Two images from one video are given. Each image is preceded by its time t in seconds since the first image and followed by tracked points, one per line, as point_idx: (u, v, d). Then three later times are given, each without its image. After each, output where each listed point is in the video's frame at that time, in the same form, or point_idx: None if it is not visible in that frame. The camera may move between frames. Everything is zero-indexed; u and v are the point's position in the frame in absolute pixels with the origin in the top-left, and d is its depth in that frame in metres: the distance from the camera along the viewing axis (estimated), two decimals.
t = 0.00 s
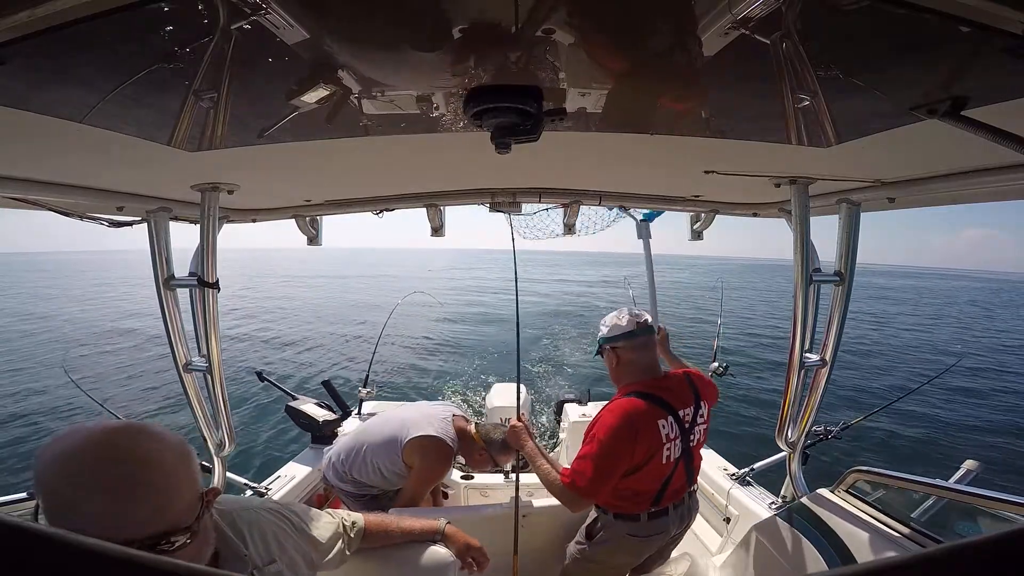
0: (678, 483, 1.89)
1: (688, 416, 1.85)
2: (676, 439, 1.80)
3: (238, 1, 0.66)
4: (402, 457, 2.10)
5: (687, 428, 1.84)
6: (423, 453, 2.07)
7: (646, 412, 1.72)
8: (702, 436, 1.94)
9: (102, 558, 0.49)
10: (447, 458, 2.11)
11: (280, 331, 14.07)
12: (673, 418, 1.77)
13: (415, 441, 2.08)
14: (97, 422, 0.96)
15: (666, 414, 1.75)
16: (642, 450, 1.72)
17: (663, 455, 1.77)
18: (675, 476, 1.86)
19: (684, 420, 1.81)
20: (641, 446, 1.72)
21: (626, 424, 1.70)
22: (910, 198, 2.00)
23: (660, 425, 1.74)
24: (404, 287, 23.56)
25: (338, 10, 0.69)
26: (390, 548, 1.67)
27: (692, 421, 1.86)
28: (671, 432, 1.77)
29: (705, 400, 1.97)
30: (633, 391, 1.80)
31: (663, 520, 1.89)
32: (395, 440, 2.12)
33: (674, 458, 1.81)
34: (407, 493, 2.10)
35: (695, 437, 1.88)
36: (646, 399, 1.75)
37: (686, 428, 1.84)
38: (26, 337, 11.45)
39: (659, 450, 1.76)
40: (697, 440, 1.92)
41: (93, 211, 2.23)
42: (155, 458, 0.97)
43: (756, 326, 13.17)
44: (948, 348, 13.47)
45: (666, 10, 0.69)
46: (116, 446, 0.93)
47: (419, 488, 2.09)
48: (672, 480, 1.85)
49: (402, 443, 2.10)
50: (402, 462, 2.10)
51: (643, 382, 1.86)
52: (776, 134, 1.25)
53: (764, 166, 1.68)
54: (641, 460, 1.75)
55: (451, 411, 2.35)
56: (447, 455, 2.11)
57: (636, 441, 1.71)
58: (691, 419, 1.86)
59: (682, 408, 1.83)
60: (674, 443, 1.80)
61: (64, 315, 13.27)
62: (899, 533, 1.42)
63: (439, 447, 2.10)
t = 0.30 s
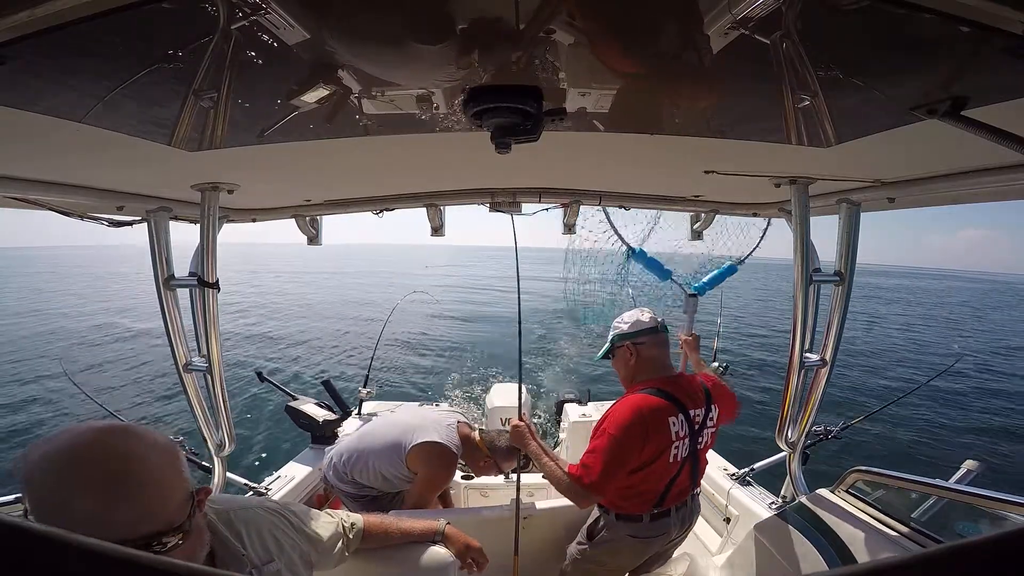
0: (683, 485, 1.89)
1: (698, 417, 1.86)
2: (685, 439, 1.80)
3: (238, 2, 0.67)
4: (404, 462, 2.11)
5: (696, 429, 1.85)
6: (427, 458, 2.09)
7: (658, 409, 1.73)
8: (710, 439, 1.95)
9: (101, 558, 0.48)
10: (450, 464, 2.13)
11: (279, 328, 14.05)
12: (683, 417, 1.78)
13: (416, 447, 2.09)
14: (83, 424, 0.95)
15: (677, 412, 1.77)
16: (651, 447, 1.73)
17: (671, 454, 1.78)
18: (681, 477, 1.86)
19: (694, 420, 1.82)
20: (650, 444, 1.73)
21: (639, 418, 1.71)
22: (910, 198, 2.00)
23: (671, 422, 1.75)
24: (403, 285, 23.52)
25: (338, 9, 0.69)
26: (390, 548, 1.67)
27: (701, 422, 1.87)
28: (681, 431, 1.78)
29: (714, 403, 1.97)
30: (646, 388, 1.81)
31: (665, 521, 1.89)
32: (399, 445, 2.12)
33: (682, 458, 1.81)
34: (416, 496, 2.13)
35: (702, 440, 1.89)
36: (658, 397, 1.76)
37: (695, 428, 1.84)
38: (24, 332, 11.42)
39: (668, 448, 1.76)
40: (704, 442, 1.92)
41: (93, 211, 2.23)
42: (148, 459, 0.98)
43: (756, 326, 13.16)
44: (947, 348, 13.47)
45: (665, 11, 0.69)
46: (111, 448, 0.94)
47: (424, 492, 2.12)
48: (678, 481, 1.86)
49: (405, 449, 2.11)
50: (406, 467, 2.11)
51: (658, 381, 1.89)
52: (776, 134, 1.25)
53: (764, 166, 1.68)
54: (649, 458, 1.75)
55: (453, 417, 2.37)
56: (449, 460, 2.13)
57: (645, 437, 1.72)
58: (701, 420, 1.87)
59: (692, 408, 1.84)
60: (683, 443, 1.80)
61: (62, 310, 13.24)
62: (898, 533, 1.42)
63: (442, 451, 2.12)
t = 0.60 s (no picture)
0: (682, 484, 1.89)
1: (698, 415, 1.85)
2: (685, 436, 1.80)
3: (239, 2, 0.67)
4: (408, 463, 2.11)
5: (696, 426, 1.84)
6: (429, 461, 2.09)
7: (657, 405, 1.73)
8: (710, 438, 1.94)
9: (101, 558, 0.48)
10: (453, 465, 2.14)
11: (279, 326, 14.03)
12: (682, 414, 1.78)
13: (421, 449, 2.10)
14: (80, 421, 0.95)
15: (676, 409, 1.76)
16: (651, 444, 1.73)
17: (671, 451, 1.77)
18: (681, 475, 1.86)
19: (693, 417, 1.82)
20: (650, 441, 1.73)
21: (639, 415, 1.71)
22: (910, 198, 2.00)
23: (671, 419, 1.74)
24: (402, 284, 23.49)
25: (338, 9, 0.69)
26: (389, 548, 1.67)
27: (701, 419, 1.86)
28: (680, 428, 1.77)
29: (714, 401, 1.97)
30: (646, 386, 1.82)
31: (665, 520, 1.89)
32: (400, 445, 2.12)
33: (681, 455, 1.81)
34: (415, 496, 2.14)
35: (702, 438, 1.88)
36: (657, 394, 1.76)
37: (695, 426, 1.84)
38: (23, 327, 11.39)
39: (668, 445, 1.76)
40: (704, 441, 1.92)
41: (93, 211, 2.23)
42: (149, 456, 0.99)
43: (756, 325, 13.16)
44: (947, 348, 13.46)
45: (665, 11, 0.69)
46: (112, 445, 0.94)
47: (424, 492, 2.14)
48: (677, 479, 1.85)
49: (408, 450, 2.11)
50: (409, 469, 2.11)
51: (658, 380, 1.90)
52: (776, 134, 1.25)
53: (764, 166, 1.68)
54: (649, 455, 1.75)
55: (458, 419, 2.38)
56: (453, 461, 2.13)
57: (644, 435, 1.72)
58: (701, 418, 1.86)
59: (692, 406, 1.84)
60: (683, 440, 1.80)
61: (61, 307, 13.21)
62: (898, 533, 1.43)
63: (444, 453, 2.12)
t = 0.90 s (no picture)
0: (680, 482, 1.89)
1: (690, 410, 1.86)
2: (678, 432, 1.80)
3: (239, 2, 0.67)
4: (412, 464, 2.11)
5: (688, 422, 1.84)
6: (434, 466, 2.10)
7: (647, 402, 1.74)
8: (705, 433, 1.94)
9: (103, 558, 0.48)
10: (458, 466, 2.15)
11: (279, 326, 14.00)
12: (674, 409, 1.78)
13: (426, 450, 2.10)
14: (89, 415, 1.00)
15: (667, 405, 1.77)
16: (644, 442, 1.73)
17: (665, 448, 1.77)
18: (677, 473, 1.86)
19: (685, 412, 1.82)
20: (642, 439, 1.73)
21: (630, 414, 1.72)
22: (910, 198, 2.00)
23: (662, 416, 1.75)
24: (403, 284, 23.45)
25: (338, 9, 0.69)
26: (389, 548, 1.67)
27: (693, 415, 1.86)
28: (672, 423, 1.78)
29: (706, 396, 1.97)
30: (635, 385, 1.82)
31: (666, 519, 1.89)
32: (395, 444, 2.12)
33: (676, 452, 1.81)
34: (417, 497, 2.14)
35: (697, 434, 1.88)
36: (646, 391, 1.77)
37: (687, 421, 1.84)
38: (23, 327, 11.36)
39: (661, 442, 1.76)
40: (700, 437, 1.91)
41: (93, 211, 2.23)
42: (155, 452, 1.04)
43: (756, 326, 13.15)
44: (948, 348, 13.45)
45: (666, 11, 0.69)
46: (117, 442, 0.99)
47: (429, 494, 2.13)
48: (675, 477, 1.85)
49: (406, 450, 2.11)
50: (410, 470, 2.12)
51: (648, 378, 1.91)
52: (776, 134, 1.25)
53: (763, 166, 1.68)
54: (643, 453, 1.76)
55: (461, 420, 2.40)
56: (457, 463, 2.14)
57: (636, 433, 1.72)
58: (693, 413, 1.87)
59: (682, 401, 1.84)
60: (676, 436, 1.80)
61: (60, 306, 13.18)
62: (898, 532, 1.42)
63: (445, 452, 2.12)
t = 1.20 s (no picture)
0: (679, 478, 1.89)
1: (682, 406, 1.86)
2: (672, 429, 1.81)
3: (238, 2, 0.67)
4: (413, 463, 2.11)
5: (681, 419, 1.85)
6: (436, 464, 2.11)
7: (638, 402, 1.74)
8: (698, 429, 1.95)
9: (104, 558, 0.48)
10: (460, 464, 2.17)
11: (279, 328, 14.00)
12: (666, 406, 1.79)
13: (427, 448, 2.11)
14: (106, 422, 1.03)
15: (659, 403, 1.77)
16: (639, 442, 1.74)
17: (661, 445, 1.78)
18: (675, 470, 1.86)
19: (677, 409, 1.82)
20: (637, 438, 1.73)
21: (623, 414, 1.72)
22: (910, 199, 2.00)
23: (654, 414, 1.75)
24: (403, 285, 23.44)
25: (338, 10, 0.69)
26: (391, 548, 1.67)
27: (685, 411, 1.87)
28: (666, 421, 1.78)
29: (697, 392, 1.98)
30: (626, 385, 1.82)
31: (667, 517, 1.89)
32: (390, 444, 2.13)
33: (672, 448, 1.82)
34: (416, 497, 2.13)
35: (691, 429, 1.89)
36: (637, 390, 1.78)
37: (680, 418, 1.85)
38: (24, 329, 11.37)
39: (657, 440, 1.77)
40: (693, 433, 1.92)
41: (93, 211, 2.23)
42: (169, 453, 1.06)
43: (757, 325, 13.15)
44: (948, 348, 13.45)
45: (665, 10, 0.69)
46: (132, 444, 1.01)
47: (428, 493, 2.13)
48: (673, 474, 1.86)
49: (403, 449, 2.12)
50: (409, 469, 2.12)
51: (637, 377, 1.92)
52: (776, 134, 1.25)
53: (763, 166, 1.68)
54: (640, 452, 1.76)
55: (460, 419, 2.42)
56: (459, 461, 2.16)
57: (630, 433, 1.72)
58: (685, 410, 1.87)
59: (674, 398, 1.85)
60: (671, 432, 1.80)
61: (61, 309, 13.20)
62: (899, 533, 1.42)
63: (444, 450, 2.13)
